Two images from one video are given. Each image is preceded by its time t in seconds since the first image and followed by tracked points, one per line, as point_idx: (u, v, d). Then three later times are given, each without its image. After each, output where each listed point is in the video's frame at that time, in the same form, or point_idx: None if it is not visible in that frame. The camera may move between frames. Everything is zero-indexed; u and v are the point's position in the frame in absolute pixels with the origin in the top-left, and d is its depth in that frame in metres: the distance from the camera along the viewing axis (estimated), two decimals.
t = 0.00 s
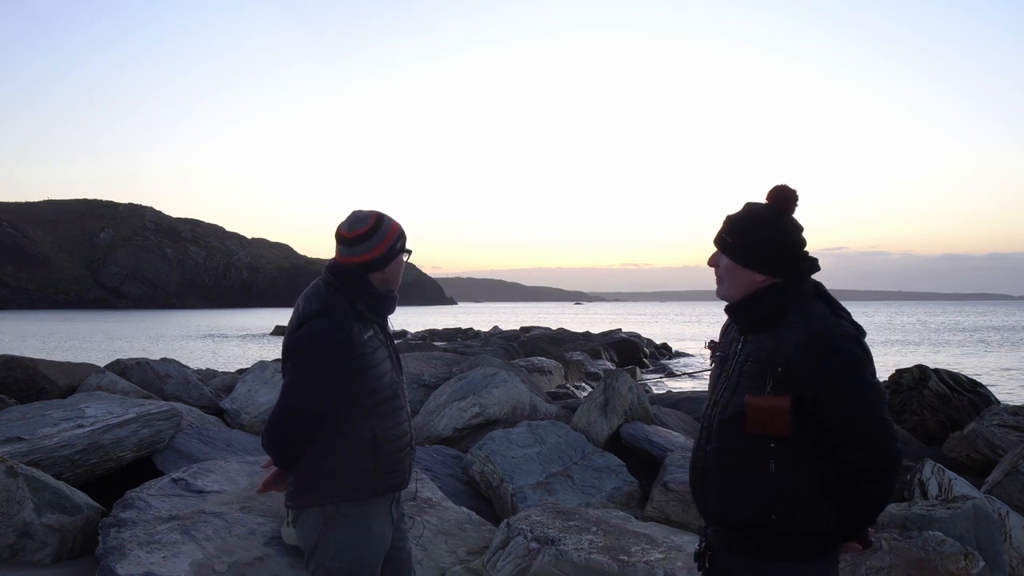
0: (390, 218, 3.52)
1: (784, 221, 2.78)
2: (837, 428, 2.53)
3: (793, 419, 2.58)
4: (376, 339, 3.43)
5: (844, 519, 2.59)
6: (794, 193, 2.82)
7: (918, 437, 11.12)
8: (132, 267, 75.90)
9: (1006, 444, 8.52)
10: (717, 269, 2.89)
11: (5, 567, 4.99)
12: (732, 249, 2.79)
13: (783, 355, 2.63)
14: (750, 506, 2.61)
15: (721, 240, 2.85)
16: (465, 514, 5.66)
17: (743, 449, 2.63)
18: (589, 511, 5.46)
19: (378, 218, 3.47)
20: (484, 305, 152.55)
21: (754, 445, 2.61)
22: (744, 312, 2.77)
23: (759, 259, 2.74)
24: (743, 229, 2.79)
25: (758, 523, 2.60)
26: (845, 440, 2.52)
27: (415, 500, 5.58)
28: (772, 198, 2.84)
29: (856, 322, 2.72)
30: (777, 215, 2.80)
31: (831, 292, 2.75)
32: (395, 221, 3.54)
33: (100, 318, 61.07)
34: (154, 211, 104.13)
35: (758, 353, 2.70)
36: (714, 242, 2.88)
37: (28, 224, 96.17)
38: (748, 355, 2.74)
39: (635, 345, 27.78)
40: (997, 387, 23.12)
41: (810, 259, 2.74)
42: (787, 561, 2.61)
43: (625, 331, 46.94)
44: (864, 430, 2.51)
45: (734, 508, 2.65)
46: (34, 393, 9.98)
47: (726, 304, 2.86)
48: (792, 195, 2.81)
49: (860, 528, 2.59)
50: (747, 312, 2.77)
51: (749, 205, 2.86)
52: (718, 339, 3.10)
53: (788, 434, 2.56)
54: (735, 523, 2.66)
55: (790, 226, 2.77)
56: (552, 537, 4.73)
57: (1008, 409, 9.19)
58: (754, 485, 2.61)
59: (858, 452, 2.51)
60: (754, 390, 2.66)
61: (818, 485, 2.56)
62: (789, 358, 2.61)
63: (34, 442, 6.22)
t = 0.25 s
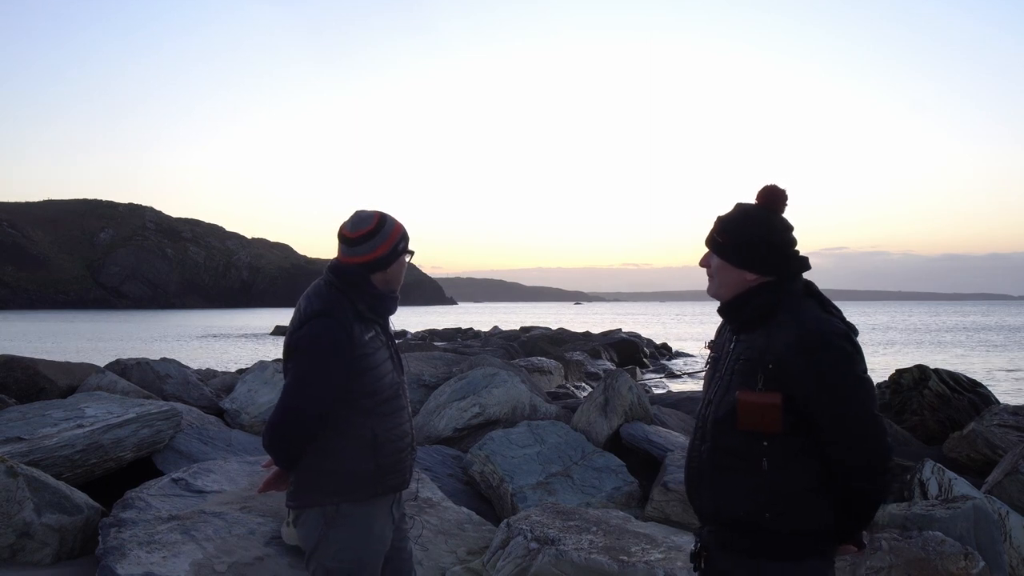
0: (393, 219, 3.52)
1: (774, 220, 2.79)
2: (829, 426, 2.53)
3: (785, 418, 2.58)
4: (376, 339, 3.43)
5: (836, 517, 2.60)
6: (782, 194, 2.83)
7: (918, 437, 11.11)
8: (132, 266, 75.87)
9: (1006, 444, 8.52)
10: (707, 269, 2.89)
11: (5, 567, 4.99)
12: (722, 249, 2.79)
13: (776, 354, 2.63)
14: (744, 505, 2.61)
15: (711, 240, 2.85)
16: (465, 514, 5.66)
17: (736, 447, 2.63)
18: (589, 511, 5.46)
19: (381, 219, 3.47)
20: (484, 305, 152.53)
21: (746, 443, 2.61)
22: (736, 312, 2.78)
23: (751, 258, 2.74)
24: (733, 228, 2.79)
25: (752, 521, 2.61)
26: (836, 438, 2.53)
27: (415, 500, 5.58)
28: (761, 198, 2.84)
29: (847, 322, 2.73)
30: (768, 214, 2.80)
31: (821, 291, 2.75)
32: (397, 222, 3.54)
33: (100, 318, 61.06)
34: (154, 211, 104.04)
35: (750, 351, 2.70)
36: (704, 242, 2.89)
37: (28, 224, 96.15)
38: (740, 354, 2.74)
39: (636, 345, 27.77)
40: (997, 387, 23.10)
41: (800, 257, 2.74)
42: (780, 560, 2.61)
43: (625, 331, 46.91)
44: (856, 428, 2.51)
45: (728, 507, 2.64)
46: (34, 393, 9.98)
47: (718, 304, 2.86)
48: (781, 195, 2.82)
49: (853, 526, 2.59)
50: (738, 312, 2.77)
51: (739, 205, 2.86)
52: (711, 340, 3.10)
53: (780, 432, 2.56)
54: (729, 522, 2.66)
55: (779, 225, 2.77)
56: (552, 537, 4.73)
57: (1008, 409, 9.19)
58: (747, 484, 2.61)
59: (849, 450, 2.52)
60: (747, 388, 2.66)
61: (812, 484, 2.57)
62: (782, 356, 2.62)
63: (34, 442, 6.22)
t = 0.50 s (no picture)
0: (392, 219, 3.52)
1: (772, 219, 2.79)
2: (828, 426, 2.53)
3: (784, 417, 2.58)
4: (376, 340, 3.42)
5: (835, 517, 2.60)
6: (780, 193, 2.83)
7: (918, 437, 11.11)
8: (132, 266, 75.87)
9: (1006, 444, 8.52)
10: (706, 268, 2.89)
11: (5, 567, 4.99)
12: (720, 248, 2.80)
13: (775, 353, 2.63)
14: (744, 505, 2.61)
15: (710, 239, 2.85)
16: (465, 514, 5.66)
17: (735, 447, 2.63)
18: (589, 511, 5.46)
19: (381, 219, 3.47)
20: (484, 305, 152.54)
21: (745, 443, 2.61)
22: (734, 311, 2.78)
23: (750, 258, 2.74)
24: (732, 227, 2.79)
25: (751, 521, 2.60)
26: (835, 437, 2.53)
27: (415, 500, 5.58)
28: (759, 198, 2.84)
29: (847, 321, 2.73)
30: (766, 213, 2.80)
31: (820, 291, 2.75)
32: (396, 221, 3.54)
33: (100, 318, 61.07)
34: (154, 211, 104.06)
35: (749, 351, 2.70)
36: (703, 242, 2.89)
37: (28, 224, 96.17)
38: (739, 354, 2.74)
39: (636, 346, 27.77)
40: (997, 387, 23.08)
41: (799, 257, 2.74)
42: (779, 560, 2.61)
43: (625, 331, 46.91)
44: (855, 428, 2.51)
45: (727, 507, 2.64)
46: (34, 393, 9.98)
47: (717, 304, 2.86)
48: (779, 194, 2.82)
49: (852, 526, 2.59)
50: (737, 312, 2.77)
51: (737, 204, 2.86)
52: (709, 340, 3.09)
53: (779, 432, 2.56)
54: (729, 523, 2.65)
55: (777, 224, 2.78)
56: (552, 537, 4.73)
57: (1008, 409, 9.18)
58: (746, 484, 2.61)
59: (848, 449, 2.52)
60: (745, 387, 2.66)
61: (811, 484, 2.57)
62: (781, 356, 2.62)
63: (34, 442, 6.22)
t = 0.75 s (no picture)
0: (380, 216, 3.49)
1: (774, 218, 2.79)
2: (830, 427, 2.54)
3: (785, 418, 2.58)
4: (370, 340, 3.40)
5: (836, 517, 2.60)
6: (783, 192, 2.83)
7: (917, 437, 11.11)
8: (132, 266, 75.87)
9: (1006, 444, 8.52)
10: (707, 268, 2.88)
11: (5, 567, 4.99)
12: (722, 248, 2.80)
13: (776, 354, 2.63)
14: (745, 508, 2.60)
15: (711, 238, 2.85)
16: (465, 514, 5.66)
17: (736, 449, 2.63)
18: (589, 511, 5.46)
19: (367, 216, 3.46)
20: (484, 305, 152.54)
21: (747, 445, 2.61)
22: (736, 311, 2.78)
23: (750, 257, 2.74)
24: (733, 226, 2.79)
25: (753, 524, 2.60)
26: (837, 438, 2.53)
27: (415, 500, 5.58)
28: (761, 197, 2.85)
29: (848, 320, 2.74)
30: (767, 212, 2.81)
31: (823, 290, 2.76)
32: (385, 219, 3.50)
33: (100, 318, 61.08)
34: (154, 211, 104.08)
35: (750, 353, 2.70)
36: (704, 242, 2.88)
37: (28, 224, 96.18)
38: (740, 355, 2.74)
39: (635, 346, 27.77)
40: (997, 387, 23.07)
41: (801, 256, 2.75)
42: (781, 562, 2.61)
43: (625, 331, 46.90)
44: (857, 429, 2.52)
45: (729, 510, 2.64)
46: (34, 393, 9.99)
47: (718, 304, 2.86)
48: (782, 193, 2.82)
49: (853, 526, 2.59)
50: (738, 312, 2.77)
51: (738, 203, 2.86)
52: (709, 340, 3.09)
53: (781, 433, 2.56)
54: (730, 525, 2.65)
55: (780, 224, 2.78)
56: (552, 537, 4.73)
57: (1008, 409, 9.19)
58: (748, 486, 2.60)
59: (850, 450, 2.52)
60: (747, 389, 2.66)
61: (813, 486, 2.57)
62: (783, 357, 2.62)
63: (34, 442, 6.22)
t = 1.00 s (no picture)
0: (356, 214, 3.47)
1: (772, 219, 2.79)
2: (832, 428, 2.54)
3: (786, 421, 2.58)
4: (350, 340, 3.36)
5: (837, 518, 2.60)
6: (780, 192, 2.84)
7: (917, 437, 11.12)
8: (132, 266, 75.84)
9: (1006, 444, 8.52)
10: (704, 269, 2.88)
11: (5, 567, 4.99)
12: (719, 249, 2.80)
13: (775, 356, 2.63)
14: (746, 512, 2.60)
15: (708, 239, 2.85)
16: (465, 514, 5.65)
17: (737, 453, 2.63)
18: (589, 511, 5.46)
19: (342, 214, 3.46)
20: (484, 305, 152.54)
21: (747, 449, 2.61)
22: (734, 312, 2.78)
23: (744, 257, 2.75)
24: (730, 227, 2.80)
25: (755, 528, 2.60)
26: (837, 438, 2.54)
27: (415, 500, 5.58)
28: (759, 197, 2.85)
29: (846, 321, 2.74)
30: (765, 213, 2.81)
31: (822, 291, 2.76)
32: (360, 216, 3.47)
33: (99, 318, 61.06)
34: (154, 211, 104.06)
35: (749, 355, 2.69)
36: (701, 242, 2.88)
37: (28, 224, 96.16)
38: (739, 357, 2.73)
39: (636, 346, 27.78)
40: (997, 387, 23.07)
41: (799, 257, 2.75)
42: (782, 564, 2.61)
43: (625, 331, 46.89)
44: (858, 430, 2.52)
45: (730, 513, 2.64)
46: (34, 393, 9.99)
47: (716, 305, 2.86)
48: (778, 193, 2.83)
49: (854, 526, 2.60)
50: (736, 313, 2.77)
51: (736, 203, 2.86)
52: (707, 342, 3.09)
53: (781, 437, 2.56)
54: (731, 529, 2.65)
55: (778, 224, 2.78)
56: (552, 538, 4.73)
57: (1008, 409, 9.19)
58: (749, 488, 2.60)
59: (851, 452, 2.52)
60: (747, 392, 2.65)
61: (814, 488, 2.57)
62: (781, 359, 2.62)
63: (34, 442, 6.22)
